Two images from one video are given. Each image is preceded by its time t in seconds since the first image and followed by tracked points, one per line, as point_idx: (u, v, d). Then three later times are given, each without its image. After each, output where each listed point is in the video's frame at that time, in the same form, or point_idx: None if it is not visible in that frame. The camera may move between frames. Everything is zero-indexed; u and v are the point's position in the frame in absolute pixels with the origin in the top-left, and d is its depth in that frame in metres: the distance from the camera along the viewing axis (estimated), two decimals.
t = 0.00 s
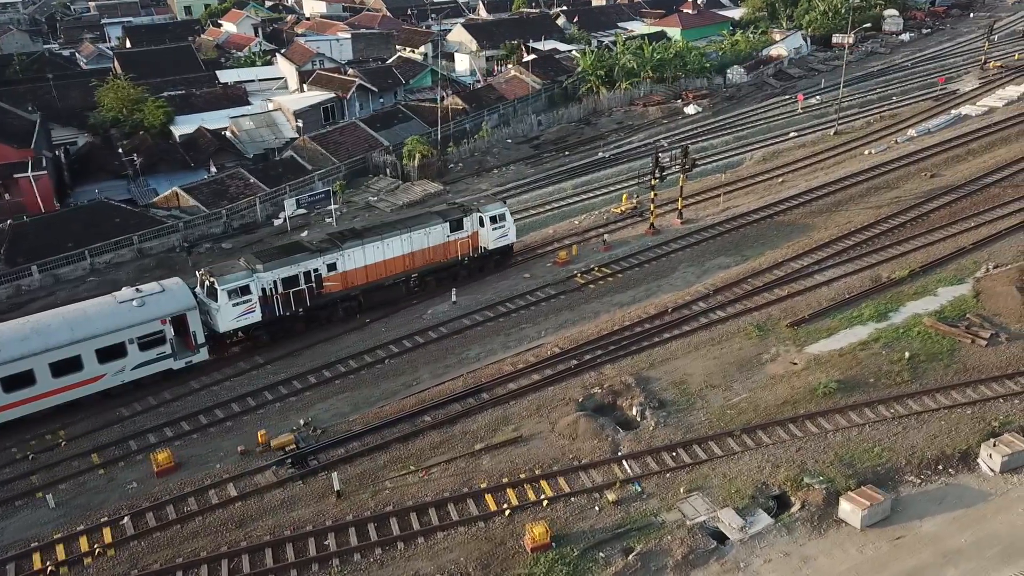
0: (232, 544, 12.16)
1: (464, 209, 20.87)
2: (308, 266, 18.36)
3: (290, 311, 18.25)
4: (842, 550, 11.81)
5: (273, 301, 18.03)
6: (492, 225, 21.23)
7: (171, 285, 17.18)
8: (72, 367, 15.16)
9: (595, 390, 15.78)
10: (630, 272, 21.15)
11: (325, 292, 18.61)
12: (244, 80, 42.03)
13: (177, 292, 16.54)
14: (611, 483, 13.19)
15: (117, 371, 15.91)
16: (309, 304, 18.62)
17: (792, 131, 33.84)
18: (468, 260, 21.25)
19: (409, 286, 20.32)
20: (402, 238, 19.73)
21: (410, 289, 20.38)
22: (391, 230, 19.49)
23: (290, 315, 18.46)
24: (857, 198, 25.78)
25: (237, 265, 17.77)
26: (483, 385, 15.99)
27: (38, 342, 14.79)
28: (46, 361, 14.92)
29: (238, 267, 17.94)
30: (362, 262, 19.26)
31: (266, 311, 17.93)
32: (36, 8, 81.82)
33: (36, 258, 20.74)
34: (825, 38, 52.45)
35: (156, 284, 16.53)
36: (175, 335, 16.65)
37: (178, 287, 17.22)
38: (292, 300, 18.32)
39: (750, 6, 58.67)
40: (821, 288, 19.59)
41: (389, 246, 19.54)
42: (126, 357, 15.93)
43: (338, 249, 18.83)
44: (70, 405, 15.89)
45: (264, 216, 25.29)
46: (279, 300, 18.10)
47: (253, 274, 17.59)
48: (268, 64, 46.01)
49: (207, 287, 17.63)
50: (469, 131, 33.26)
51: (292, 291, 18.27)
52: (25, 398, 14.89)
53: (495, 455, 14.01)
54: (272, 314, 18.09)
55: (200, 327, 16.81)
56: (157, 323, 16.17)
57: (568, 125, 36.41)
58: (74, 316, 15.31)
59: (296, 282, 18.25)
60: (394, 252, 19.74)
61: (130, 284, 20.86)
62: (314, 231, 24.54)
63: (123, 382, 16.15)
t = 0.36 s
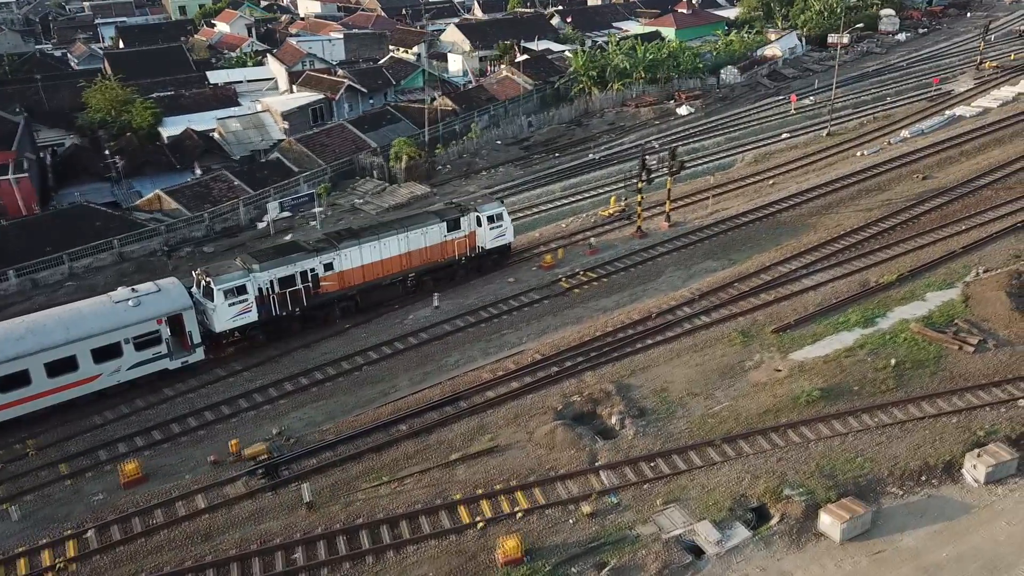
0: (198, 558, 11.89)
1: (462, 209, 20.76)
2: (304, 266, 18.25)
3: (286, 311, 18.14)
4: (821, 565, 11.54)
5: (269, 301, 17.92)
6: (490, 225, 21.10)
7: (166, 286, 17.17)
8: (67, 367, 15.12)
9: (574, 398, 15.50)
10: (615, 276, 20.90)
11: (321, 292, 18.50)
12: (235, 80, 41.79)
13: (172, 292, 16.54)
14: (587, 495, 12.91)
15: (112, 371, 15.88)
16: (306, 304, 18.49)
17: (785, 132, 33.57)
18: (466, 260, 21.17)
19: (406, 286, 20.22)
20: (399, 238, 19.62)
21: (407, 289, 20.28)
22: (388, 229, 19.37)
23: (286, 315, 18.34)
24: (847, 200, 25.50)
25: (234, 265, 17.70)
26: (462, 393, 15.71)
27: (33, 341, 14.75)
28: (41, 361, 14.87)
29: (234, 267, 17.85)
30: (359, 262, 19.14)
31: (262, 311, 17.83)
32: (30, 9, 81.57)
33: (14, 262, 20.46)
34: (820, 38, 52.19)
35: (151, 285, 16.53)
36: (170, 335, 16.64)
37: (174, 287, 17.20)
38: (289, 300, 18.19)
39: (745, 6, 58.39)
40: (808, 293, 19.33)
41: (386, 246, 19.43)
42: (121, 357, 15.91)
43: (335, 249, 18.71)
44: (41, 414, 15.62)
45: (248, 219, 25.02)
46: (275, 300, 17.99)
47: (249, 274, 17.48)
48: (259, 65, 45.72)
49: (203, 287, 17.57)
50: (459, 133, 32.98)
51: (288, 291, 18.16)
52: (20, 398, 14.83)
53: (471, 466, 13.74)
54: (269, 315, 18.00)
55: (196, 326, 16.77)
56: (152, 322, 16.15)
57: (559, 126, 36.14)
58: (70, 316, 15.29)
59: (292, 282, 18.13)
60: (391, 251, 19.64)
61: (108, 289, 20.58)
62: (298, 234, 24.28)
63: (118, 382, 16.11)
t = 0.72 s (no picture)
0: (162, 571, 11.61)
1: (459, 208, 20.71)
2: (302, 265, 18.14)
3: (283, 311, 18.06)
4: None
5: (266, 301, 17.84)
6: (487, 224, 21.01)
7: (162, 285, 17.12)
8: (62, 367, 15.08)
9: (554, 406, 15.21)
10: (601, 280, 20.65)
11: (318, 292, 18.42)
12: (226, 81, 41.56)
13: (168, 292, 16.50)
14: (563, 506, 12.64)
15: (108, 371, 15.83)
16: (303, 304, 18.39)
17: (777, 133, 33.31)
18: (463, 260, 21.12)
19: (403, 285, 20.16)
20: (396, 238, 19.57)
21: (404, 289, 20.21)
22: (385, 229, 19.31)
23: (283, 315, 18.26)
24: (838, 203, 25.23)
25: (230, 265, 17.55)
26: (440, 400, 15.44)
27: (28, 341, 14.71)
28: (36, 361, 14.82)
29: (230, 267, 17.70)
30: (356, 262, 19.07)
31: (259, 311, 17.74)
32: (24, 10, 81.26)
33: None
34: (815, 39, 51.96)
35: (147, 285, 16.49)
36: (166, 335, 16.59)
37: (170, 287, 17.14)
38: (286, 300, 18.10)
39: (740, 6, 58.11)
40: (795, 297, 19.08)
41: (384, 245, 19.37)
42: (117, 357, 15.87)
43: (332, 248, 18.62)
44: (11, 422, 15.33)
45: (232, 222, 24.74)
46: (272, 300, 17.91)
47: (246, 273, 17.35)
48: (250, 65, 45.45)
49: (199, 287, 17.40)
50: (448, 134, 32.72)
51: (285, 291, 18.05)
52: (15, 399, 14.79)
53: (445, 476, 13.46)
54: (265, 314, 17.91)
55: (192, 326, 16.75)
56: (148, 323, 16.11)
57: (550, 127, 35.88)
58: (65, 316, 15.25)
59: (289, 282, 18.03)
60: (389, 251, 19.59)
61: (87, 294, 20.31)
62: (281, 237, 24.02)
63: (114, 382, 16.07)
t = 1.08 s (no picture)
0: None
1: (456, 207, 20.71)
2: (298, 265, 18.17)
3: (279, 310, 18.09)
4: None
5: (262, 300, 17.85)
6: (484, 224, 21.00)
7: (158, 285, 17.09)
8: (58, 367, 15.06)
9: (532, 414, 14.93)
10: (585, 284, 20.39)
11: (315, 291, 18.43)
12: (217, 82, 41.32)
13: (164, 292, 16.49)
14: (537, 518, 12.36)
15: (104, 371, 15.81)
16: (299, 304, 18.43)
17: (769, 134, 33.03)
18: (460, 259, 21.07)
19: (399, 285, 20.13)
20: (393, 237, 19.54)
21: (401, 288, 20.18)
22: (382, 229, 19.30)
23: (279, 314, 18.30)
24: (828, 205, 24.96)
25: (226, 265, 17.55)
26: (416, 409, 15.18)
27: (23, 341, 14.68)
28: (31, 361, 14.80)
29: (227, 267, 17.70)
30: (352, 262, 19.07)
31: (255, 311, 17.73)
32: (19, 10, 81.07)
33: None
34: (810, 39, 51.71)
35: (143, 284, 16.48)
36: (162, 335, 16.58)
37: (166, 287, 17.12)
38: (282, 300, 18.16)
39: (736, 6, 57.82)
40: (781, 302, 18.83)
41: (380, 245, 19.35)
42: (113, 357, 15.85)
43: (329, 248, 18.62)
44: None
45: (215, 225, 24.48)
46: (268, 299, 17.94)
47: (242, 273, 17.36)
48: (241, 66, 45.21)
49: (196, 286, 17.40)
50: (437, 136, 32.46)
51: (281, 290, 18.09)
52: (11, 399, 14.77)
53: (418, 487, 13.20)
54: (262, 314, 17.91)
55: (187, 326, 16.72)
56: (144, 322, 16.10)
57: (541, 128, 35.60)
58: (61, 316, 15.23)
59: (285, 282, 18.06)
60: (385, 251, 19.57)
61: (64, 298, 20.05)
62: (265, 240, 23.78)
63: (109, 382, 16.05)
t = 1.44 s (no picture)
0: None
1: (454, 207, 20.54)
2: (295, 265, 18.02)
3: (275, 311, 17.97)
4: None
5: (259, 301, 17.69)
6: (482, 223, 20.82)
7: (154, 285, 17.02)
8: (53, 367, 14.98)
9: (509, 424, 14.64)
10: (570, 289, 20.11)
11: (311, 292, 18.30)
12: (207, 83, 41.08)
13: (160, 291, 16.42)
14: (509, 532, 12.08)
15: (100, 371, 15.74)
16: (296, 304, 18.28)
17: (761, 136, 32.74)
18: (457, 260, 20.93)
19: (396, 285, 20.01)
20: (390, 237, 19.40)
21: (397, 289, 20.06)
22: (379, 228, 19.15)
23: (276, 314, 18.19)
24: (818, 208, 24.67)
25: (222, 265, 17.43)
26: (391, 419, 14.91)
27: (18, 342, 14.60)
28: (26, 362, 14.72)
29: (222, 267, 17.55)
30: (349, 262, 18.94)
31: (252, 311, 17.58)
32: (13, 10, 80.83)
33: None
34: (805, 39, 51.46)
35: (139, 284, 16.40)
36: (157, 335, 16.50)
37: (162, 287, 17.04)
38: (279, 300, 18.01)
39: (731, 6, 57.56)
40: (766, 308, 18.56)
41: (377, 245, 19.21)
42: (109, 357, 15.77)
43: (325, 248, 18.46)
44: None
45: (198, 228, 24.19)
46: (265, 300, 17.77)
47: (238, 273, 17.21)
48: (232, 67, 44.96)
49: (192, 287, 17.28)
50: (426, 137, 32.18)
51: (278, 291, 17.93)
52: (5, 400, 14.69)
53: (389, 500, 12.92)
54: (258, 314, 17.77)
55: (183, 326, 16.61)
56: (140, 323, 16.02)
57: (531, 130, 35.33)
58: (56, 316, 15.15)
59: (281, 282, 17.90)
60: (383, 251, 19.43)
61: (41, 303, 19.79)
62: (248, 244, 23.53)
63: (105, 382, 15.97)
